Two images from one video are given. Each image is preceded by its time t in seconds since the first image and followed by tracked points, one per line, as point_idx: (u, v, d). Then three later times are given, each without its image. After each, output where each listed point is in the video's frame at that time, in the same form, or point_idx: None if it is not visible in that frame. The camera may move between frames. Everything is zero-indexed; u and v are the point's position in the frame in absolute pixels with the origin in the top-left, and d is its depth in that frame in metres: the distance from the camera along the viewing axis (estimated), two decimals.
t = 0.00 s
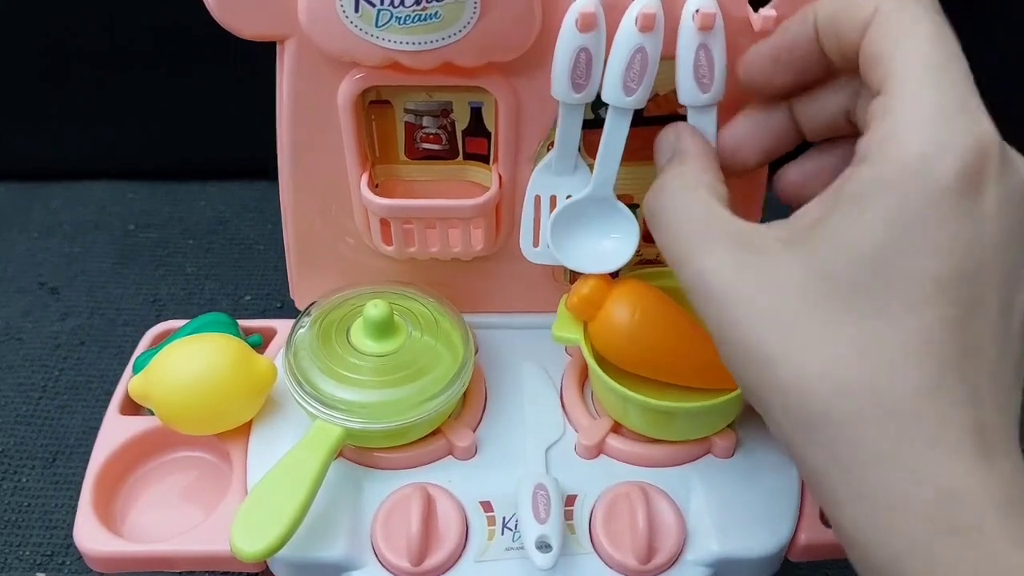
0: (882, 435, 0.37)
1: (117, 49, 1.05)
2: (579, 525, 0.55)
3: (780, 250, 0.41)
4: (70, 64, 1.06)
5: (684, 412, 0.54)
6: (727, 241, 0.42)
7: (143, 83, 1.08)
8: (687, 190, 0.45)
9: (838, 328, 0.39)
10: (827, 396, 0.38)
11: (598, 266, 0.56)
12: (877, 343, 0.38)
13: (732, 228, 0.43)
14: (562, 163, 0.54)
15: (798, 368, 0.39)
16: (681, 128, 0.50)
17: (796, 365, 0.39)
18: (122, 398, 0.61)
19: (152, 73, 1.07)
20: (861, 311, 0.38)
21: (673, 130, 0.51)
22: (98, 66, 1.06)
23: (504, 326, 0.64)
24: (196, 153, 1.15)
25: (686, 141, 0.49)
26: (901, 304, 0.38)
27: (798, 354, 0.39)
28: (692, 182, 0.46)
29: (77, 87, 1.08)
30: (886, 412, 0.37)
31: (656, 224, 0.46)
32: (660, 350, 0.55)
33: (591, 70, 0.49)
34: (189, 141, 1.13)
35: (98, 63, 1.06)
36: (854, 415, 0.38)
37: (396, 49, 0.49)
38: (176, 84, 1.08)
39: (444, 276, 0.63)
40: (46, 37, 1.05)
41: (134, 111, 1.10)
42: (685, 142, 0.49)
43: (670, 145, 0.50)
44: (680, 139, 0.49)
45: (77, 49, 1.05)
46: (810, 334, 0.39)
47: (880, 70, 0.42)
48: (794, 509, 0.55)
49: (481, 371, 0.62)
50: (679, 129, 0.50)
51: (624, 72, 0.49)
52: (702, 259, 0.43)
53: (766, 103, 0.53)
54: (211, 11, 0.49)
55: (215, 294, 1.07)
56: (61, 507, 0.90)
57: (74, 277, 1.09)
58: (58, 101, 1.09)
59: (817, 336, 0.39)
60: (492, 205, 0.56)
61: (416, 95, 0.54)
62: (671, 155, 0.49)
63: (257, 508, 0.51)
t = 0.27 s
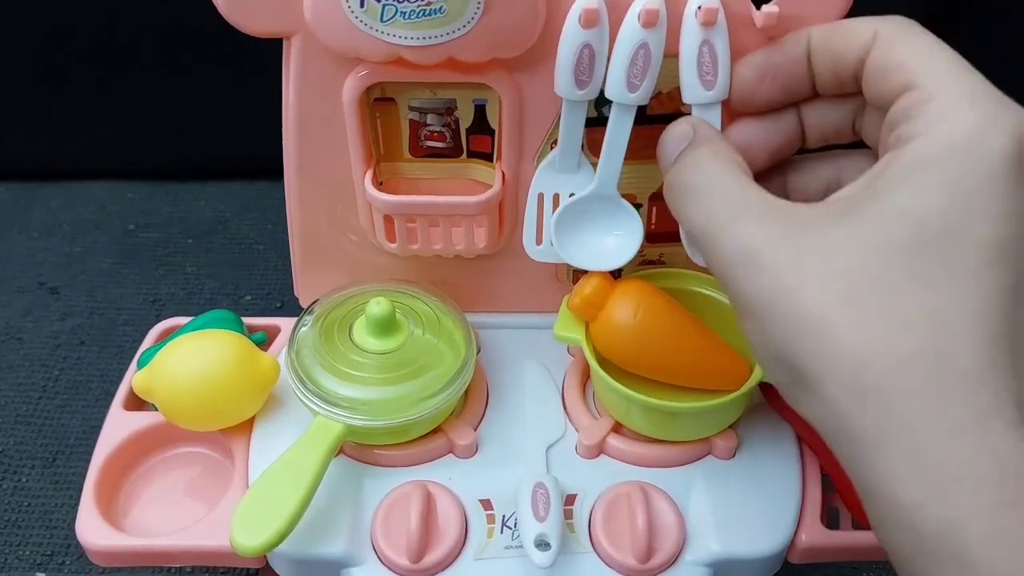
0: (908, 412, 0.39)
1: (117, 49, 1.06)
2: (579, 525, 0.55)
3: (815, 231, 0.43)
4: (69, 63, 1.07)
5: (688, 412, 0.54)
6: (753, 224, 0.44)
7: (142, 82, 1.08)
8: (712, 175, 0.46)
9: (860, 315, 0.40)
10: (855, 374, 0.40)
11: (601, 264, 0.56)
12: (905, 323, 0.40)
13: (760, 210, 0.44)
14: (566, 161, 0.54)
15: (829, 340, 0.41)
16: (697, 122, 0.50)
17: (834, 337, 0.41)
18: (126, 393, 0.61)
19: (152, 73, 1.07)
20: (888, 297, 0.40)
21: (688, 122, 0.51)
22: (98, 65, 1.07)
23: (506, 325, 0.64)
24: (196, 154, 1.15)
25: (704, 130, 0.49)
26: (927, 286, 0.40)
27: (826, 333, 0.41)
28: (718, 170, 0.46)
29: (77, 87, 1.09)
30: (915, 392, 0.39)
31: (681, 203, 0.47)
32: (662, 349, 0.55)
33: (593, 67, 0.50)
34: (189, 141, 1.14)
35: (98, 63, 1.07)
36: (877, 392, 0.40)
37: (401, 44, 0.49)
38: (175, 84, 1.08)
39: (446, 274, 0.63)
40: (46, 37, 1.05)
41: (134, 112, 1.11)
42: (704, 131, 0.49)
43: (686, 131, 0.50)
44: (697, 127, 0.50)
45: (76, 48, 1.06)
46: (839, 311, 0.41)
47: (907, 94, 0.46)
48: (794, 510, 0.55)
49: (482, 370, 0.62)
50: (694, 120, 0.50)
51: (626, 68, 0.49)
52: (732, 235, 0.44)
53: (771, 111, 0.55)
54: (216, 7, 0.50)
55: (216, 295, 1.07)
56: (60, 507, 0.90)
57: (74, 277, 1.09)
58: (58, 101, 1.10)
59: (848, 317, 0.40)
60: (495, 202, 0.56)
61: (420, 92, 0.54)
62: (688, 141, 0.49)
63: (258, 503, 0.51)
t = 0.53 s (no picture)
0: (910, 413, 0.40)
1: (117, 49, 1.06)
2: (579, 523, 0.55)
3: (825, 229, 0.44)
4: (69, 64, 1.07)
5: (688, 410, 0.54)
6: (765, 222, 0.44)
7: (141, 83, 1.08)
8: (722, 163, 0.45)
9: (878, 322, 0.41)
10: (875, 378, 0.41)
11: (600, 262, 0.56)
12: (913, 323, 0.40)
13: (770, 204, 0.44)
14: (566, 158, 0.54)
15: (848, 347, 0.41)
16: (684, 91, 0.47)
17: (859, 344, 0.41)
18: (127, 392, 0.61)
19: (151, 73, 1.08)
20: (895, 300, 0.41)
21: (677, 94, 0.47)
22: (97, 65, 1.07)
23: (507, 323, 0.65)
24: (196, 154, 1.15)
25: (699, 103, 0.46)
26: (929, 287, 0.41)
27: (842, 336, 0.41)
28: (731, 163, 0.44)
29: (77, 87, 1.09)
30: (919, 391, 0.40)
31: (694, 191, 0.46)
32: (662, 348, 0.55)
33: (593, 63, 0.50)
34: (189, 142, 1.14)
35: (98, 63, 1.07)
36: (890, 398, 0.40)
37: (403, 38, 0.49)
38: (174, 84, 1.08)
39: (447, 272, 0.63)
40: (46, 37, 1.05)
41: (134, 112, 1.11)
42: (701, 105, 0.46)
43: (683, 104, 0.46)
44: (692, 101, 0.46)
45: (77, 49, 1.06)
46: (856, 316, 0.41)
47: (911, 112, 0.47)
48: (794, 508, 0.55)
49: (482, 368, 0.62)
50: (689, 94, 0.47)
51: (625, 62, 0.49)
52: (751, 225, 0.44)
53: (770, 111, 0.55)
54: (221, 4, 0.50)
55: (217, 296, 1.07)
56: (61, 507, 0.90)
57: (74, 277, 1.09)
58: (59, 101, 1.10)
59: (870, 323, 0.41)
60: (495, 200, 0.56)
61: (421, 89, 0.54)
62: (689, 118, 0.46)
63: (258, 501, 0.51)
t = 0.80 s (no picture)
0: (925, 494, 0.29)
1: (116, 48, 1.06)
2: (578, 511, 0.55)
3: (846, 196, 0.29)
4: (69, 64, 1.08)
5: (681, 398, 0.55)
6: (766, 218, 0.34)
7: (141, 82, 1.09)
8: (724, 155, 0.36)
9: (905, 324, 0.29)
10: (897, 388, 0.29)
11: (591, 254, 0.57)
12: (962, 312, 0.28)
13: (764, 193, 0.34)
14: (557, 152, 0.55)
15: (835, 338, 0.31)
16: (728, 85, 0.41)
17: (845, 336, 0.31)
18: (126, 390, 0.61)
19: (150, 73, 1.08)
20: (930, 291, 0.28)
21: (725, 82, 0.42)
22: (97, 65, 1.08)
23: (504, 317, 0.65)
24: (196, 153, 1.15)
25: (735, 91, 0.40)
26: (904, 321, 0.29)
27: (851, 336, 0.30)
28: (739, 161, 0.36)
29: (76, 87, 1.09)
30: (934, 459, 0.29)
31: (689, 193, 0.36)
32: (655, 337, 0.55)
33: (582, 61, 0.50)
34: (188, 141, 1.14)
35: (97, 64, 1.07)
36: (904, 405, 0.29)
37: (390, 42, 0.50)
38: (175, 83, 1.09)
39: (444, 267, 0.63)
40: (45, 37, 1.06)
41: (133, 111, 1.11)
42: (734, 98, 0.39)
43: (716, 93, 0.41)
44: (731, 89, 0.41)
45: (76, 49, 1.06)
46: (856, 310, 0.30)
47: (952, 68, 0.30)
48: (790, 493, 0.56)
49: (480, 361, 0.62)
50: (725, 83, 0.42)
51: (614, 61, 0.50)
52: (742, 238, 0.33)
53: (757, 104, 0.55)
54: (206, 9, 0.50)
55: (216, 294, 1.08)
56: (60, 507, 0.91)
57: (74, 277, 1.09)
58: (58, 101, 1.10)
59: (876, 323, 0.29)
60: (486, 196, 0.57)
61: (410, 88, 0.55)
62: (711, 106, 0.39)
63: (259, 494, 0.52)
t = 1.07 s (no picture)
0: None
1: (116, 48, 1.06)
2: (579, 510, 0.56)
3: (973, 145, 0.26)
4: (70, 65, 1.08)
5: (683, 397, 0.55)
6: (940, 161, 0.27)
7: (141, 82, 1.09)
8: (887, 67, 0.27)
9: None
10: None
11: (594, 253, 0.58)
12: None
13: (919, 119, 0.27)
14: (560, 152, 0.55)
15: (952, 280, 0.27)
16: None
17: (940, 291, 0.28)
18: (126, 390, 0.61)
19: (151, 73, 1.08)
20: None
21: None
22: (97, 65, 1.08)
23: (505, 317, 0.65)
24: (196, 154, 1.16)
25: None
26: None
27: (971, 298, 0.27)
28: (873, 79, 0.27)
29: (76, 87, 1.09)
30: None
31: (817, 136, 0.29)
32: (657, 336, 0.56)
33: (587, 60, 0.51)
34: (189, 141, 1.14)
35: (97, 64, 1.07)
36: None
37: (398, 40, 0.50)
38: (175, 83, 1.09)
39: (446, 267, 0.63)
40: (46, 37, 1.06)
41: (133, 112, 1.11)
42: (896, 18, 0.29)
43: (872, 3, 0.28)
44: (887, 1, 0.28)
45: (77, 49, 1.07)
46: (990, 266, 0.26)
47: None
48: (790, 492, 0.56)
49: (481, 361, 0.63)
50: None
51: (618, 61, 0.50)
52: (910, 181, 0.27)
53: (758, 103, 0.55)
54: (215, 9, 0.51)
55: (216, 295, 1.08)
56: (59, 507, 0.91)
57: (74, 277, 1.09)
58: (58, 101, 1.10)
59: None
60: (489, 195, 0.57)
61: (414, 87, 0.55)
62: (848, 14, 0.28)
63: (264, 494, 0.52)
